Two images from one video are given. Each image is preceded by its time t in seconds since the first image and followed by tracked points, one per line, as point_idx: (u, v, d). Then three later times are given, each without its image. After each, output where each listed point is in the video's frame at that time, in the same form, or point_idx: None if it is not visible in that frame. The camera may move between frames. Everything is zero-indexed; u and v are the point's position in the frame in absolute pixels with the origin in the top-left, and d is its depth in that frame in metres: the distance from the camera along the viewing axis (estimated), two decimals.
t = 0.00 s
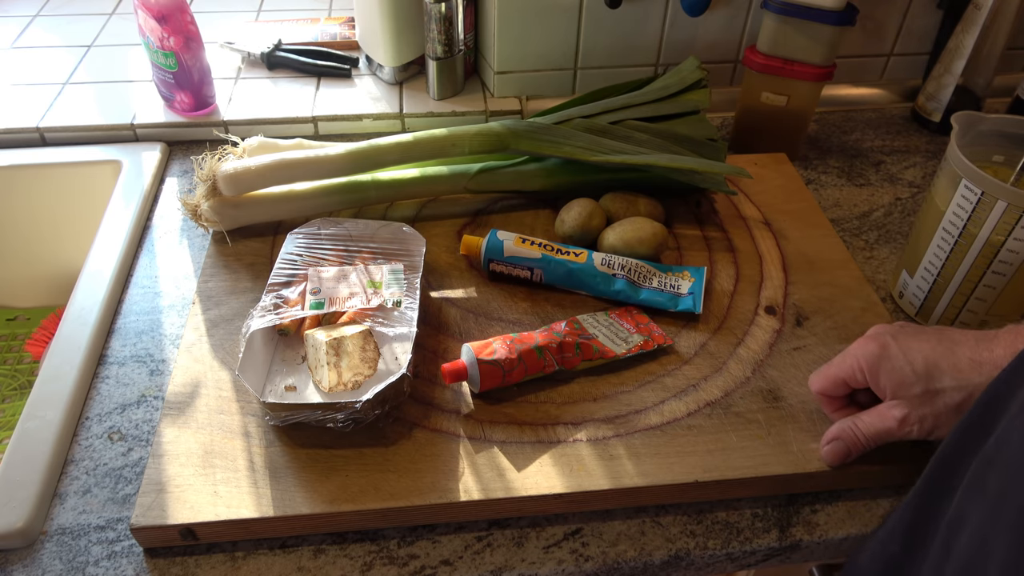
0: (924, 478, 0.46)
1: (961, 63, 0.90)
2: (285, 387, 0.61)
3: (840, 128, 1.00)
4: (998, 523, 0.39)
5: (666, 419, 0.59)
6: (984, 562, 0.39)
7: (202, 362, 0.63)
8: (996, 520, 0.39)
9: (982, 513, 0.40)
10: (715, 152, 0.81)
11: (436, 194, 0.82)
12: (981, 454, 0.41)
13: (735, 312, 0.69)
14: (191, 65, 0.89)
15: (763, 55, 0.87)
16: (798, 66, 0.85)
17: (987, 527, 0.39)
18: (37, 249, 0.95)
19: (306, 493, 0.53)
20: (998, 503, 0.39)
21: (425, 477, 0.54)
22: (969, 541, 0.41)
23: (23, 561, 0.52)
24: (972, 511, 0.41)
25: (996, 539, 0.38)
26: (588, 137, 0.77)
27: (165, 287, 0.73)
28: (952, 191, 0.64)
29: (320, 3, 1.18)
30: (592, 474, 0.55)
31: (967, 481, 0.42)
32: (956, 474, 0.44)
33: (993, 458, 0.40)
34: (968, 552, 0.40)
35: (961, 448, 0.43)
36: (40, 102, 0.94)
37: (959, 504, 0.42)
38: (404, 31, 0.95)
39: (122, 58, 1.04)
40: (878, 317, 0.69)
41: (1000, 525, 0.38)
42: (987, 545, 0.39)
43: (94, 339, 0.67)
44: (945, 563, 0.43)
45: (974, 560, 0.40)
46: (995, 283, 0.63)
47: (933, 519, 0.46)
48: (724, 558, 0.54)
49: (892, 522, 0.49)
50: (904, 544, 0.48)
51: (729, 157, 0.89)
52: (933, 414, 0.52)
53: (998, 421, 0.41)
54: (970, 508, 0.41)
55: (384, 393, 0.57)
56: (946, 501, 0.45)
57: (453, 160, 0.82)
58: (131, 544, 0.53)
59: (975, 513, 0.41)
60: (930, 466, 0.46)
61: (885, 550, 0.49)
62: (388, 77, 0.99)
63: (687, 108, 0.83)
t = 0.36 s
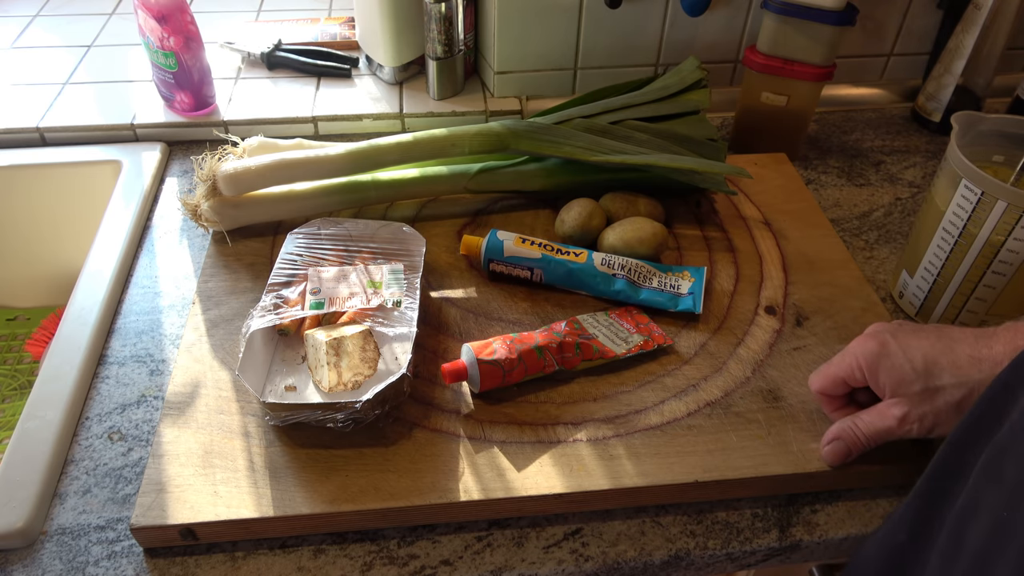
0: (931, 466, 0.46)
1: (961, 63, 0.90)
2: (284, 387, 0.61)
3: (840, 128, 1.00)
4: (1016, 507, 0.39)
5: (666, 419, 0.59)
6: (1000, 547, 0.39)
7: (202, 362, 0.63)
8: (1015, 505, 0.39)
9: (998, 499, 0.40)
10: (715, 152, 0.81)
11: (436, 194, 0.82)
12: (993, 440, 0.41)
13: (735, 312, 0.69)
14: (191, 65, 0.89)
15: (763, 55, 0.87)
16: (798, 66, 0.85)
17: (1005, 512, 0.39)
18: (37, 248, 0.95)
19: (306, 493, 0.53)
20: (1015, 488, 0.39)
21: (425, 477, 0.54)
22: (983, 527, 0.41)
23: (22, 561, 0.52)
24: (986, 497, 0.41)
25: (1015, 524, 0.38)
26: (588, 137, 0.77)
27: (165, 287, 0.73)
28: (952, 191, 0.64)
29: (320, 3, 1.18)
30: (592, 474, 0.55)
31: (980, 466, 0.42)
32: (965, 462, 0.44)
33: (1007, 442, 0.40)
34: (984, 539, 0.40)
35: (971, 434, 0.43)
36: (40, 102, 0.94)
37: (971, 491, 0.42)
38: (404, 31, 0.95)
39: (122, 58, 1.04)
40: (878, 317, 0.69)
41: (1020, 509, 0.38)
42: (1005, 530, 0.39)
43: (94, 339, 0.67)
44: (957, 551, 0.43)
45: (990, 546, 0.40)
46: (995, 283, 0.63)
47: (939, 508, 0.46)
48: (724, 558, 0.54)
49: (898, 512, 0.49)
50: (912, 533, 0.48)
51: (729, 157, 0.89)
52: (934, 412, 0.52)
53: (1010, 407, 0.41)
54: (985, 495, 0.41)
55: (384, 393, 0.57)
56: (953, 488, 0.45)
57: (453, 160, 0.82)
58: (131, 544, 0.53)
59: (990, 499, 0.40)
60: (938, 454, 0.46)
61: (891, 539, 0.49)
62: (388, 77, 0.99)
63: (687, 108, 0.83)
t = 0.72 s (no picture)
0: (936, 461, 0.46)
1: (961, 63, 0.90)
2: (284, 387, 0.61)
3: (840, 128, 1.00)
4: (1009, 499, 0.39)
5: (666, 419, 0.59)
6: (993, 537, 0.39)
7: (202, 362, 0.63)
8: (1006, 496, 0.39)
9: (990, 490, 0.40)
10: (716, 152, 0.81)
11: (436, 194, 0.82)
12: (991, 432, 0.41)
13: (735, 312, 0.69)
14: (191, 65, 0.89)
15: (763, 55, 0.87)
16: (798, 66, 0.85)
17: (996, 503, 0.40)
18: (37, 249, 0.95)
19: (306, 493, 0.53)
20: (1007, 479, 0.39)
21: (425, 477, 0.54)
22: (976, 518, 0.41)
23: (23, 561, 0.52)
24: (980, 488, 0.41)
25: (1006, 515, 0.39)
26: (588, 137, 0.77)
27: (165, 287, 0.73)
28: (952, 191, 0.64)
29: (320, 3, 1.18)
30: (592, 474, 0.55)
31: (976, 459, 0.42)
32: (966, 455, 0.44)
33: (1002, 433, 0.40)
34: (975, 526, 0.41)
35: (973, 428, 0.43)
36: (40, 103, 0.94)
37: (966, 482, 0.42)
38: (404, 31, 0.95)
39: (122, 58, 1.04)
40: (878, 317, 0.69)
41: (1012, 501, 0.39)
42: (996, 520, 0.39)
43: (94, 339, 0.67)
44: (950, 538, 0.43)
45: (981, 535, 0.40)
46: (995, 283, 0.63)
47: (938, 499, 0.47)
48: (724, 557, 0.54)
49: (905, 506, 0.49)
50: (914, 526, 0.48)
51: (729, 157, 0.89)
52: (934, 413, 0.52)
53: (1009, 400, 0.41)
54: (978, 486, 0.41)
55: (384, 393, 0.57)
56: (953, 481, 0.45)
57: (453, 160, 0.82)
58: (131, 544, 0.53)
59: (982, 489, 0.41)
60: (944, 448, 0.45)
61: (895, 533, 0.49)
62: (388, 77, 0.99)
63: (687, 108, 0.83)
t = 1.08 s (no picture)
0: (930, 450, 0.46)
1: (961, 63, 0.90)
2: (284, 387, 0.61)
3: (840, 128, 1.00)
4: (1000, 485, 0.39)
5: (666, 419, 0.59)
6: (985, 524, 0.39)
7: (202, 362, 0.63)
8: (998, 483, 0.39)
9: (982, 477, 0.40)
10: (716, 152, 0.81)
11: (436, 194, 0.82)
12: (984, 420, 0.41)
13: (735, 312, 0.69)
14: (191, 65, 0.89)
15: (763, 55, 0.87)
16: (798, 66, 0.85)
17: (988, 490, 0.39)
18: (37, 248, 0.95)
19: (306, 493, 0.53)
20: (999, 466, 0.39)
21: (425, 477, 0.54)
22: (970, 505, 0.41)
23: (23, 561, 0.52)
24: (973, 475, 0.41)
25: (997, 501, 0.39)
26: (588, 137, 0.77)
27: (165, 287, 0.73)
28: (952, 191, 0.64)
29: (320, 3, 1.18)
30: (592, 474, 0.55)
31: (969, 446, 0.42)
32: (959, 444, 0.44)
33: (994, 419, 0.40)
34: (968, 514, 0.40)
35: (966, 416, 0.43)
36: (40, 102, 0.94)
37: (959, 469, 0.42)
38: (404, 31, 0.95)
39: (122, 58, 1.04)
40: (878, 317, 0.69)
41: (1003, 487, 0.38)
42: (988, 507, 0.39)
43: (94, 339, 0.67)
44: (943, 527, 0.43)
45: (974, 523, 0.40)
46: (995, 283, 0.63)
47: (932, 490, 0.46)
48: (724, 558, 0.54)
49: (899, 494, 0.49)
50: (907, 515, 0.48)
51: (729, 157, 0.89)
52: (933, 410, 0.52)
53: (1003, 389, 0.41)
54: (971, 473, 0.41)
55: (384, 393, 0.57)
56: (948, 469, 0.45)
57: (453, 160, 0.82)
58: (131, 544, 0.53)
59: (974, 476, 0.41)
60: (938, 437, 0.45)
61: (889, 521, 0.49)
62: (388, 77, 0.99)
63: (687, 108, 0.83)
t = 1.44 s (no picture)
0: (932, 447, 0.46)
1: (961, 63, 0.90)
2: (284, 387, 0.61)
3: (840, 128, 1.00)
4: (1007, 483, 0.38)
5: (666, 419, 0.59)
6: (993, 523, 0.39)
7: (202, 362, 0.63)
8: (1005, 481, 0.39)
9: (988, 474, 0.40)
10: (716, 152, 0.81)
11: (436, 194, 0.82)
12: (989, 416, 0.41)
13: (735, 312, 0.69)
14: (191, 65, 0.89)
15: (763, 55, 0.87)
16: (798, 66, 0.85)
17: (995, 487, 0.39)
18: (37, 249, 0.95)
19: (306, 493, 0.53)
20: (1005, 464, 0.39)
21: (425, 477, 0.54)
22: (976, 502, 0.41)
23: (23, 561, 0.52)
24: (978, 473, 0.41)
25: (1005, 499, 0.38)
26: (588, 137, 0.77)
27: (165, 287, 0.73)
28: (952, 191, 0.64)
29: (320, 3, 1.18)
30: (592, 474, 0.55)
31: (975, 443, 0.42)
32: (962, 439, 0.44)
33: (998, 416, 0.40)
34: (976, 511, 0.40)
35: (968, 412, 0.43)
36: (40, 102, 0.94)
37: (964, 467, 0.42)
38: (404, 31, 0.95)
39: (122, 58, 1.04)
40: (878, 317, 0.69)
41: (1010, 486, 0.38)
42: (996, 505, 0.39)
43: (94, 339, 0.67)
44: (950, 525, 0.43)
45: (981, 521, 0.40)
46: (995, 283, 0.63)
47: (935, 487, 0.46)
48: (724, 558, 0.54)
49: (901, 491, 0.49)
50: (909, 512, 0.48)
51: (729, 157, 0.89)
52: (933, 409, 0.52)
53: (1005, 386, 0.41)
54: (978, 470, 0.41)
55: (384, 393, 0.57)
56: (951, 465, 0.45)
57: (453, 160, 0.82)
58: (131, 544, 0.53)
59: (979, 473, 0.41)
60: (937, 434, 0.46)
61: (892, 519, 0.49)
62: (388, 77, 0.99)
63: (687, 108, 0.83)
